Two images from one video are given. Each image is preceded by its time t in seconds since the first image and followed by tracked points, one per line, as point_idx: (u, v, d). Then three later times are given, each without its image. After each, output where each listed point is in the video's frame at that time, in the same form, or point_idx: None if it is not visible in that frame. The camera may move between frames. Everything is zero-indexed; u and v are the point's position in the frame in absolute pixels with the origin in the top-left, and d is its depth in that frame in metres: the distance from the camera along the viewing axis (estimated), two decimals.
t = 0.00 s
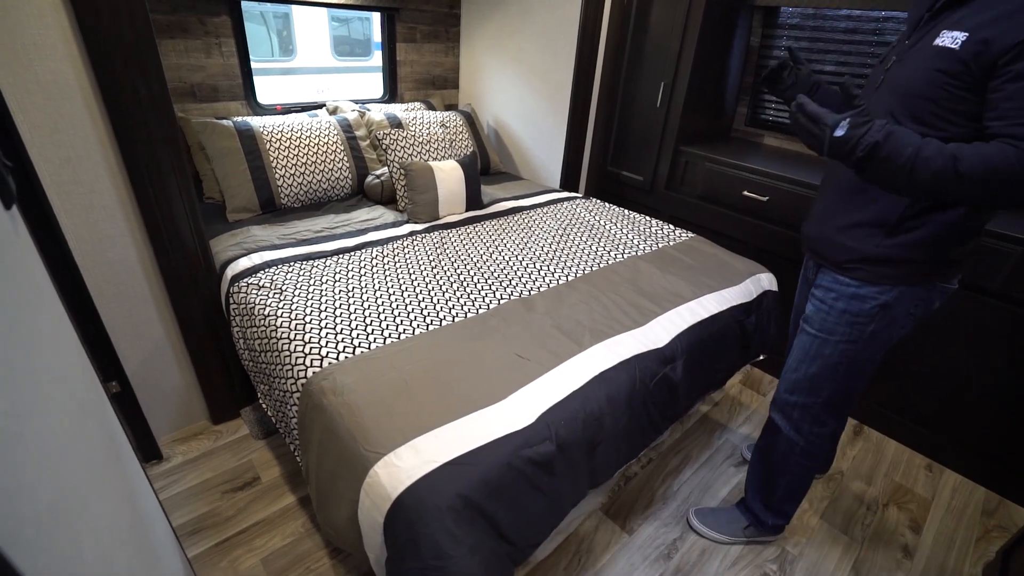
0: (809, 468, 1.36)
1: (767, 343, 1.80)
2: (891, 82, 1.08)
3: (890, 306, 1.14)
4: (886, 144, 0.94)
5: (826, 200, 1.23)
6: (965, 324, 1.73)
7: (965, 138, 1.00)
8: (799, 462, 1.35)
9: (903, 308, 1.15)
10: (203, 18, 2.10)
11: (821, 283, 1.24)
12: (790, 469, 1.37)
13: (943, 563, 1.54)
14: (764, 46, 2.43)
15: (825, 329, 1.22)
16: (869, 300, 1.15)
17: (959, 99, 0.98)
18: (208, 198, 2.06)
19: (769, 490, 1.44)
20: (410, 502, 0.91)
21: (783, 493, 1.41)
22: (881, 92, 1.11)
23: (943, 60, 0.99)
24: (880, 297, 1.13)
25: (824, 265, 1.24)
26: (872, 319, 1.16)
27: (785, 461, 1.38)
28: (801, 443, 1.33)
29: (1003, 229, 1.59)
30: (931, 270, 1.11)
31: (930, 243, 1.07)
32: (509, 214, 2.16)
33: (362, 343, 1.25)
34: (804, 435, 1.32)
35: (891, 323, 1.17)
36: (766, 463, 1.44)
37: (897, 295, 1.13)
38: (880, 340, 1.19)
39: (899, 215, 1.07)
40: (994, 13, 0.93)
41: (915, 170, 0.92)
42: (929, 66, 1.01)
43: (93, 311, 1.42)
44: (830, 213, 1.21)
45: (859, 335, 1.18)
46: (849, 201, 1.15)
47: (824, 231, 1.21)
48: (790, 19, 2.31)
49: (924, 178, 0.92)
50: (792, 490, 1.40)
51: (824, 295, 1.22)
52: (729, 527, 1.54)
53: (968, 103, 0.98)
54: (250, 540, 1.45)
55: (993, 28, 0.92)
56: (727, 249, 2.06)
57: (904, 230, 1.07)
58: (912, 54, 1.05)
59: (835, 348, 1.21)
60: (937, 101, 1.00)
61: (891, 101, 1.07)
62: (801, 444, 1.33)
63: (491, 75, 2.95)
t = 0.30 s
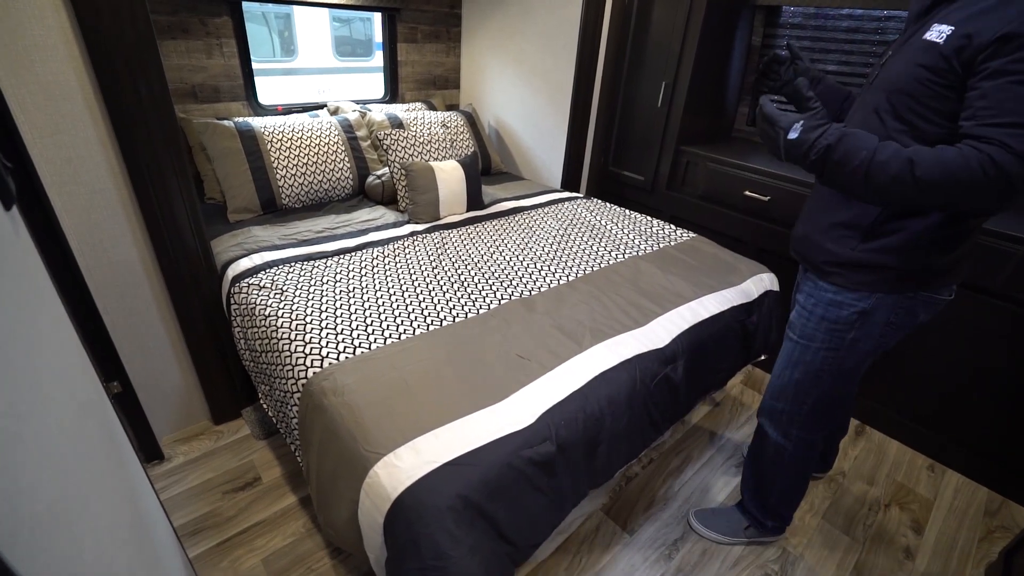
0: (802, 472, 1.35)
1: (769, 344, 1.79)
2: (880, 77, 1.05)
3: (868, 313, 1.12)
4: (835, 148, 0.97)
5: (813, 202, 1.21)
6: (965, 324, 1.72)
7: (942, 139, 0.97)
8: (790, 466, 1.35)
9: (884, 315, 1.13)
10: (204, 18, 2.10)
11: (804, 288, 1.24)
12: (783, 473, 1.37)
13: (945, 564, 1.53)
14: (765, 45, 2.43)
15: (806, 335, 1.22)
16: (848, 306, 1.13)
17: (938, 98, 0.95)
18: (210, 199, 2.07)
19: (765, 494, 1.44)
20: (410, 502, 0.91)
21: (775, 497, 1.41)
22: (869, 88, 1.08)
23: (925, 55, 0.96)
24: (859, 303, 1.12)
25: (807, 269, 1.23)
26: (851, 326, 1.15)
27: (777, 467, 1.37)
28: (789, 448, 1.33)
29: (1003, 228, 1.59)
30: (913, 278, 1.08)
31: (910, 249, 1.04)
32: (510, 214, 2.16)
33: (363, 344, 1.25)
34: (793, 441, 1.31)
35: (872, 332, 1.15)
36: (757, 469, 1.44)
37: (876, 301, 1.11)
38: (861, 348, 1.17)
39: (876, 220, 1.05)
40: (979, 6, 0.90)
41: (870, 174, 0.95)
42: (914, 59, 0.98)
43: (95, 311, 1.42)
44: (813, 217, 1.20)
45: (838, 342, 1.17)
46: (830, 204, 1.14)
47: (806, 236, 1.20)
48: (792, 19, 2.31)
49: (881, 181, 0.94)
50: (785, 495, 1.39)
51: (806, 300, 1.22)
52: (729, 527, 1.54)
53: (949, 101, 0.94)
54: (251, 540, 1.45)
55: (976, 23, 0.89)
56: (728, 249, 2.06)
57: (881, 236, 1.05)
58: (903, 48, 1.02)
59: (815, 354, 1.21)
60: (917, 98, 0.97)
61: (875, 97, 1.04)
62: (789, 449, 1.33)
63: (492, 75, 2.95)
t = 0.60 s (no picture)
0: (804, 474, 1.34)
1: (771, 344, 1.78)
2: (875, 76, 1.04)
3: (857, 316, 1.09)
4: (802, 142, 1.07)
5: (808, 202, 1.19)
6: (969, 324, 1.71)
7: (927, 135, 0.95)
8: (790, 470, 1.33)
9: (874, 320, 1.09)
10: (204, 17, 2.09)
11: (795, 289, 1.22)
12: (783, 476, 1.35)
13: (950, 566, 1.52)
14: (767, 43, 2.41)
15: (795, 338, 1.21)
16: (835, 308, 1.11)
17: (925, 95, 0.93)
18: (209, 198, 2.06)
19: (767, 497, 1.42)
20: (409, 504, 0.90)
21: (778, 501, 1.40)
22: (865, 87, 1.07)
23: (917, 52, 0.94)
24: (845, 306, 1.10)
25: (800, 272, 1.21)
26: (839, 330, 1.13)
27: (778, 470, 1.36)
28: (787, 452, 1.32)
29: (1008, 228, 1.58)
30: (904, 281, 1.03)
31: (895, 251, 1.00)
32: (511, 213, 2.15)
33: (362, 343, 1.24)
34: (791, 444, 1.30)
35: (862, 337, 1.12)
36: (757, 471, 1.42)
37: (863, 305, 1.08)
38: (851, 354, 1.14)
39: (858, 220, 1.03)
40: None
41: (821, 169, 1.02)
42: (907, 57, 0.96)
43: (93, 312, 1.42)
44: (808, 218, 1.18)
45: (827, 346, 1.16)
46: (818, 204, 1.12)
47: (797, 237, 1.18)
48: (794, 17, 2.29)
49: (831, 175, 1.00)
50: (787, 498, 1.38)
51: (795, 301, 1.21)
52: (731, 529, 1.52)
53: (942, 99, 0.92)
54: (251, 541, 1.44)
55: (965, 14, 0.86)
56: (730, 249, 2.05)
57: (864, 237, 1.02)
58: (899, 45, 1.00)
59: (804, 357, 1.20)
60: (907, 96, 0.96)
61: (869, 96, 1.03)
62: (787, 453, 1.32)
63: (493, 74, 2.94)
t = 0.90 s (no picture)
0: (806, 476, 1.33)
1: (774, 345, 1.77)
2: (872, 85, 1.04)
3: (864, 323, 1.08)
4: (805, 152, 1.09)
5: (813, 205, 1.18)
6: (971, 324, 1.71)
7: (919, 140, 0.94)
8: (792, 473, 1.33)
9: (883, 326, 1.08)
10: (204, 17, 2.09)
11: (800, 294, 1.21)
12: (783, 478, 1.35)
13: (953, 568, 1.51)
14: (770, 42, 2.40)
15: (802, 343, 1.20)
16: (842, 314, 1.10)
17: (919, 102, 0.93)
18: (210, 198, 2.05)
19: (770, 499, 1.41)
20: (411, 507, 0.89)
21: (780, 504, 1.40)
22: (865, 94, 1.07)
23: (909, 58, 0.94)
24: (853, 313, 1.09)
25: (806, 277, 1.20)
26: (847, 337, 1.12)
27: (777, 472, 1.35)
28: (790, 457, 1.31)
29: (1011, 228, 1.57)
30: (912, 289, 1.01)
31: (904, 260, 0.99)
32: (512, 213, 2.15)
33: (363, 344, 1.24)
34: (794, 448, 1.29)
35: (869, 344, 1.11)
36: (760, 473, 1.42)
37: (870, 311, 1.07)
38: (858, 360, 1.14)
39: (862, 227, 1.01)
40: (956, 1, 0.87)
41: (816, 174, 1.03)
42: (900, 64, 0.96)
43: (93, 312, 1.41)
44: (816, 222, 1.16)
45: (834, 352, 1.15)
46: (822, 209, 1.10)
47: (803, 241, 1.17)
48: (796, 16, 2.28)
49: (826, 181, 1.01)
50: (791, 500, 1.37)
51: (801, 306, 1.20)
52: (734, 531, 1.52)
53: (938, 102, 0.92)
54: (252, 543, 1.44)
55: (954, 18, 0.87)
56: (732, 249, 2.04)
57: (871, 245, 1.01)
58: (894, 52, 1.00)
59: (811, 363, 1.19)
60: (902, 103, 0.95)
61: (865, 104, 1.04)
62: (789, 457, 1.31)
63: (494, 74, 2.93)
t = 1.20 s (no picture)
0: (819, 483, 1.33)
1: (776, 345, 1.77)
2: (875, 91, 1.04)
3: (890, 328, 1.07)
4: (814, 163, 1.08)
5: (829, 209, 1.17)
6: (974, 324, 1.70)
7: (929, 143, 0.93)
8: (805, 478, 1.32)
9: (910, 330, 1.06)
10: (205, 17, 2.09)
11: (821, 300, 1.20)
12: (795, 481, 1.35)
13: (956, 569, 1.50)
14: (772, 41, 2.39)
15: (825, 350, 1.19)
16: (868, 320, 1.09)
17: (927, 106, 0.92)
18: (211, 198, 2.05)
19: (778, 501, 1.41)
20: (413, 508, 0.89)
21: (787, 505, 1.39)
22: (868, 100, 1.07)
23: (912, 65, 0.94)
24: (879, 318, 1.07)
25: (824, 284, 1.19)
26: (874, 342, 1.10)
27: (792, 475, 1.35)
28: (808, 462, 1.30)
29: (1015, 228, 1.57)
30: (941, 291, 1.00)
31: (932, 263, 0.97)
32: (513, 213, 2.14)
33: (364, 344, 1.23)
34: (813, 453, 1.28)
35: (897, 349, 1.10)
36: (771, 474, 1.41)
37: (896, 316, 1.05)
38: (884, 365, 1.12)
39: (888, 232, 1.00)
40: (957, 4, 0.87)
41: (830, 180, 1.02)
42: (903, 70, 0.95)
43: (93, 313, 1.41)
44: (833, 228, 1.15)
45: (859, 357, 1.14)
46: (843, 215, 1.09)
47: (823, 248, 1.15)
48: (798, 15, 2.27)
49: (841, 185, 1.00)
50: (796, 502, 1.37)
51: (823, 313, 1.19)
52: (738, 531, 1.52)
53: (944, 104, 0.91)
54: (254, 543, 1.44)
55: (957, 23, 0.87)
56: (734, 249, 2.03)
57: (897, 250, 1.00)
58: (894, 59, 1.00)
59: (834, 369, 1.18)
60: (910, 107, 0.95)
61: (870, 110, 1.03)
62: (807, 463, 1.30)
63: (495, 74, 2.93)
